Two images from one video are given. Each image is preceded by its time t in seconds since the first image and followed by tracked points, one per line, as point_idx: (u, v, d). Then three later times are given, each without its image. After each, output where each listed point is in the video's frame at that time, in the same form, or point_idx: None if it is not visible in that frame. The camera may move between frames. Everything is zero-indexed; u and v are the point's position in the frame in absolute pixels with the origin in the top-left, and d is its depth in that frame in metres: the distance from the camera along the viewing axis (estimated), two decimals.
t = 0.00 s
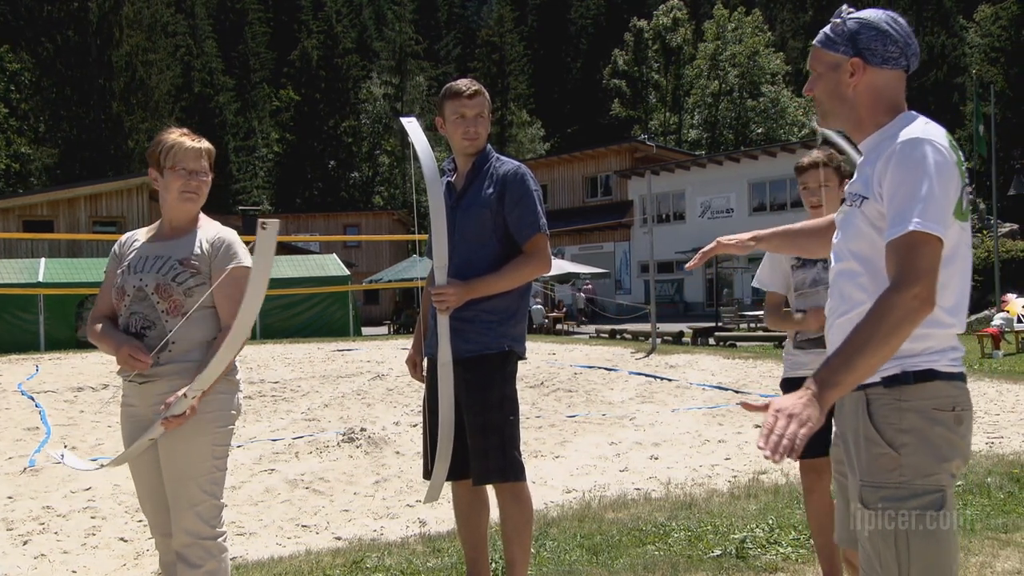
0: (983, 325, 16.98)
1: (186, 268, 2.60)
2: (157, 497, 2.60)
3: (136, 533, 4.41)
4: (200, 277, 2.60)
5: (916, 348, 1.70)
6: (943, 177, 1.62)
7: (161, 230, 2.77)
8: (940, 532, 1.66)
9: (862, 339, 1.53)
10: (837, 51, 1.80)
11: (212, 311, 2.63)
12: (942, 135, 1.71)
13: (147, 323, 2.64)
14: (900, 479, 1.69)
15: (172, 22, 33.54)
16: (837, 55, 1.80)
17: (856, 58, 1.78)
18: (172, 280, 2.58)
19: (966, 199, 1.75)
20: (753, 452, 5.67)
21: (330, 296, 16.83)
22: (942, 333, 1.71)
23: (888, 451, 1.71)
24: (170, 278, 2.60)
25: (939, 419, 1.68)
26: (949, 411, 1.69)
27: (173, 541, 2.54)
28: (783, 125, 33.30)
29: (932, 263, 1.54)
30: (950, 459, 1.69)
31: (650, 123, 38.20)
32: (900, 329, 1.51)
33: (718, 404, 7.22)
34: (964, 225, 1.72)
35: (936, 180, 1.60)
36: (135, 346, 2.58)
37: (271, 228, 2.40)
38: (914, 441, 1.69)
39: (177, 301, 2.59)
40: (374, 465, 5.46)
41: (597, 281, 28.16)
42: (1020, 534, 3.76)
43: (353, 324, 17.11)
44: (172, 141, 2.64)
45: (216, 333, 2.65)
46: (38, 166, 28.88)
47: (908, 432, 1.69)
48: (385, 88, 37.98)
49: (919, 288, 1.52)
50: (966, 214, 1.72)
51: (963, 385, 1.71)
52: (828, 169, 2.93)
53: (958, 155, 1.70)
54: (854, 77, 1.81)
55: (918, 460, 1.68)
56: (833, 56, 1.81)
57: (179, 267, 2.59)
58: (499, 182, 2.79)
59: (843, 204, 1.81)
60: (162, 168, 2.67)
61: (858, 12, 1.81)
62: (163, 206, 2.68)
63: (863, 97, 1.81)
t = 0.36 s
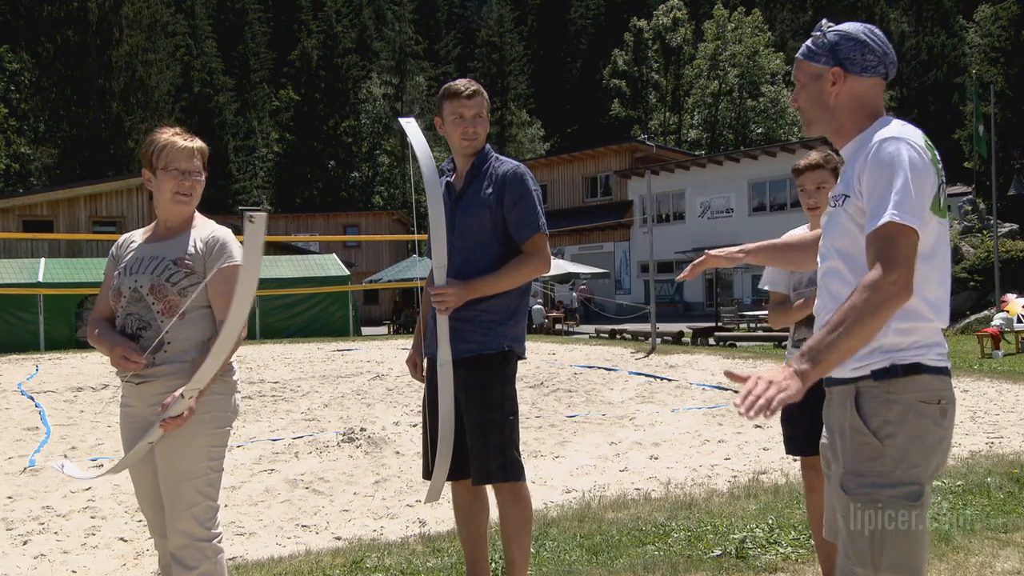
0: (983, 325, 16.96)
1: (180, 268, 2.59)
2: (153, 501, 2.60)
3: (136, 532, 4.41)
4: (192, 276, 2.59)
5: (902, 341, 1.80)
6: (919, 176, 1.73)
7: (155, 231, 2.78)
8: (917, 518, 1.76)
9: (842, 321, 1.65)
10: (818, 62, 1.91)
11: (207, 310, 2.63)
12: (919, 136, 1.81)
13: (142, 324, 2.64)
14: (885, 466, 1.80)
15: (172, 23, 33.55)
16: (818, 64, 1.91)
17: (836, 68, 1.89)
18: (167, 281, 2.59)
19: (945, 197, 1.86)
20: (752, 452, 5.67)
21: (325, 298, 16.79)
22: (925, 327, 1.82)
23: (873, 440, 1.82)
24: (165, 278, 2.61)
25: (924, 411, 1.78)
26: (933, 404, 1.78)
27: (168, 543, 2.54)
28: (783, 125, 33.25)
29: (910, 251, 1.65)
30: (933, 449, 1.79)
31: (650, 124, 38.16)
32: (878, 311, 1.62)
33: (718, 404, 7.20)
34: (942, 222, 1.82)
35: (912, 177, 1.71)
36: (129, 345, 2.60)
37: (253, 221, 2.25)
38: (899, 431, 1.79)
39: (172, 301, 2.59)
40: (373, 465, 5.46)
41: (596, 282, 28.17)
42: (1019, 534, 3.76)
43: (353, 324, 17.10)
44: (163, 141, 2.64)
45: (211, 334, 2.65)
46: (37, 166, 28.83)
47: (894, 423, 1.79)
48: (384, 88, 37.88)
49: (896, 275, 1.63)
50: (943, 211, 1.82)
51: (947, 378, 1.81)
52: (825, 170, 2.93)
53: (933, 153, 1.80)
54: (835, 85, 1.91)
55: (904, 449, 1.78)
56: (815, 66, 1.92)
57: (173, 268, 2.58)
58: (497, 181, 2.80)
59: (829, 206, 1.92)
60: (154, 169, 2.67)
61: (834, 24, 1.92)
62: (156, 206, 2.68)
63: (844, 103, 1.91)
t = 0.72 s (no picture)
0: (983, 325, 17.02)
1: (174, 269, 2.60)
2: (146, 506, 2.58)
3: (135, 532, 4.42)
4: (190, 279, 2.60)
5: (896, 339, 1.81)
6: (914, 171, 1.73)
7: (157, 231, 2.77)
8: (906, 517, 1.76)
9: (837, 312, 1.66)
10: (811, 65, 1.92)
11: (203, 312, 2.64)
12: (912, 134, 1.82)
13: (137, 325, 2.64)
14: (875, 465, 1.80)
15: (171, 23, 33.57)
16: (810, 68, 1.92)
17: (830, 70, 1.90)
18: (162, 283, 2.59)
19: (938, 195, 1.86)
20: (752, 452, 5.66)
21: (325, 298, 16.78)
22: (920, 325, 1.83)
23: (866, 436, 1.81)
24: (161, 281, 2.61)
25: (917, 410, 1.79)
26: (927, 403, 1.80)
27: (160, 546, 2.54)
28: (783, 125, 33.21)
29: (903, 246, 1.66)
30: (927, 447, 1.80)
31: (649, 123, 38.04)
32: (873, 304, 1.63)
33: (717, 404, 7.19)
34: (934, 221, 1.84)
35: (906, 174, 1.72)
36: (122, 348, 2.59)
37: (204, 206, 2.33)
38: (892, 429, 1.79)
39: (167, 302, 2.59)
40: (372, 465, 5.46)
41: (596, 282, 28.17)
42: (1019, 534, 3.76)
43: (353, 324, 17.07)
44: (169, 143, 2.63)
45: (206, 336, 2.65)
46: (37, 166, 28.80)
47: (886, 422, 1.80)
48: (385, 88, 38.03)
49: (888, 269, 1.64)
50: (936, 209, 1.84)
51: (940, 378, 1.83)
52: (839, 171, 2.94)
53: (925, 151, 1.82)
54: (829, 89, 1.92)
55: (895, 446, 1.78)
56: (807, 69, 1.93)
57: (171, 270, 2.60)
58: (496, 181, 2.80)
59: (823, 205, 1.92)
60: (157, 170, 2.66)
61: (821, 29, 1.94)
62: (157, 206, 2.68)
63: (838, 105, 1.91)
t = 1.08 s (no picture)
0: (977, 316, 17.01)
1: (180, 266, 2.67)
2: (150, 496, 2.64)
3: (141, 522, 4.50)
4: (197, 276, 2.67)
5: (885, 337, 1.84)
6: (899, 165, 1.75)
7: (164, 225, 2.83)
8: (893, 517, 1.75)
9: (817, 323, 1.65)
10: (805, 53, 1.94)
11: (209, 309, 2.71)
12: (903, 130, 1.84)
13: (143, 321, 2.72)
14: (860, 462, 1.80)
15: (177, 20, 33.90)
16: (805, 56, 1.94)
17: (826, 55, 1.93)
18: (169, 280, 2.65)
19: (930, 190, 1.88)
20: (748, 443, 5.73)
21: (326, 292, 16.90)
22: (908, 325, 1.85)
23: (853, 435, 1.82)
24: (168, 278, 2.67)
25: (908, 407, 1.80)
26: (918, 400, 1.81)
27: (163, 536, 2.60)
28: (779, 121, 33.39)
29: (884, 255, 1.66)
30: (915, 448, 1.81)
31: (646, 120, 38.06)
32: (852, 315, 1.62)
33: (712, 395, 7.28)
34: (926, 217, 1.85)
35: (892, 175, 1.73)
36: (128, 342, 2.67)
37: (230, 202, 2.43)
38: (878, 425, 1.81)
39: (176, 301, 2.67)
40: (374, 456, 5.53)
41: (593, 276, 28.24)
42: (1008, 522, 3.85)
43: (354, 317, 17.19)
44: (183, 140, 2.68)
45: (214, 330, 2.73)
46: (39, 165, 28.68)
47: (874, 418, 1.81)
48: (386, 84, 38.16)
49: (869, 276, 1.64)
50: (929, 206, 1.86)
51: (935, 374, 1.84)
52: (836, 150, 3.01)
53: (915, 144, 1.84)
54: (829, 74, 1.95)
55: (883, 446, 1.79)
56: (801, 58, 1.95)
57: (176, 264, 2.66)
58: (495, 175, 2.86)
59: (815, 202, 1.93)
60: (169, 165, 2.72)
61: (813, 15, 1.98)
62: (167, 202, 2.74)
63: (838, 91, 1.96)
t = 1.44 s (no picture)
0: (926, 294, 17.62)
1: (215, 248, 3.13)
2: (184, 454, 3.15)
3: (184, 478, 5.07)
4: (227, 257, 3.14)
5: (847, 317, 2.07)
6: (845, 164, 1.94)
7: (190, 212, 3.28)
8: (855, 475, 1.99)
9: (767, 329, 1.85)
10: (758, 51, 2.14)
11: (238, 287, 3.19)
12: (855, 128, 2.01)
13: (181, 296, 3.17)
14: (827, 432, 2.04)
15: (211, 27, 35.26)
16: (756, 54, 2.14)
17: (778, 52, 2.12)
18: (205, 260, 3.12)
19: (885, 177, 2.07)
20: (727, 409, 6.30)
21: (347, 273, 17.40)
22: (868, 306, 2.06)
23: (817, 405, 2.07)
24: (203, 258, 3.13)
25: (871, 378, 2.03)
26: (880, 371, 2.03)
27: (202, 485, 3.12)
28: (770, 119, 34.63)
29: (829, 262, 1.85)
30: (876, 418, 2.03)
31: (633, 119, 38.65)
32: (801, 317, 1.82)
33: (695, 366, 7.84)
34: (879, 208, 2.06)
35: (839, 177, 1.92)
36: (170, 315, 3.11)
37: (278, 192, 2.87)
38: (842, 396, 2.03)
39: (208, 278, 3.13)
40: (389, 420, 6.09)
41: (585, 260, 28.86)
42: (953, 478, 4.44)
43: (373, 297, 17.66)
44: (211, 137, 3.13)
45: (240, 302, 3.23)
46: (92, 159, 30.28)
47: (838, 392, 2.04)
48: (398, 86, 40.82)
49: (815, 279, 1.83)
50: (883, 196, 2.05)
51: (900, 345, 2.06)
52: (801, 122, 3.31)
53: (866, 140, 2.01)
54: (782, 68, 2.15)
55: (847, 415, 2.02)
56: (756, 55, 2.14)
57: (212, 247, 3.11)
58: (496, 166, 3.39)
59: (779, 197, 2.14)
60: (197, 158, 3.15)
61: (762, 14, 2.17)
62: (194, 192, 3.19)
63: (793, 85, 2.16)
